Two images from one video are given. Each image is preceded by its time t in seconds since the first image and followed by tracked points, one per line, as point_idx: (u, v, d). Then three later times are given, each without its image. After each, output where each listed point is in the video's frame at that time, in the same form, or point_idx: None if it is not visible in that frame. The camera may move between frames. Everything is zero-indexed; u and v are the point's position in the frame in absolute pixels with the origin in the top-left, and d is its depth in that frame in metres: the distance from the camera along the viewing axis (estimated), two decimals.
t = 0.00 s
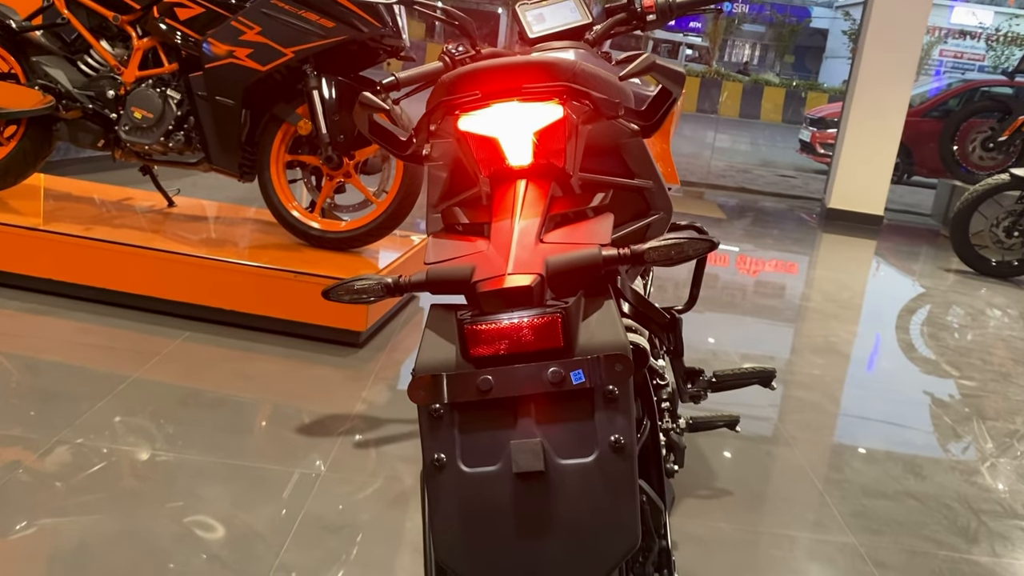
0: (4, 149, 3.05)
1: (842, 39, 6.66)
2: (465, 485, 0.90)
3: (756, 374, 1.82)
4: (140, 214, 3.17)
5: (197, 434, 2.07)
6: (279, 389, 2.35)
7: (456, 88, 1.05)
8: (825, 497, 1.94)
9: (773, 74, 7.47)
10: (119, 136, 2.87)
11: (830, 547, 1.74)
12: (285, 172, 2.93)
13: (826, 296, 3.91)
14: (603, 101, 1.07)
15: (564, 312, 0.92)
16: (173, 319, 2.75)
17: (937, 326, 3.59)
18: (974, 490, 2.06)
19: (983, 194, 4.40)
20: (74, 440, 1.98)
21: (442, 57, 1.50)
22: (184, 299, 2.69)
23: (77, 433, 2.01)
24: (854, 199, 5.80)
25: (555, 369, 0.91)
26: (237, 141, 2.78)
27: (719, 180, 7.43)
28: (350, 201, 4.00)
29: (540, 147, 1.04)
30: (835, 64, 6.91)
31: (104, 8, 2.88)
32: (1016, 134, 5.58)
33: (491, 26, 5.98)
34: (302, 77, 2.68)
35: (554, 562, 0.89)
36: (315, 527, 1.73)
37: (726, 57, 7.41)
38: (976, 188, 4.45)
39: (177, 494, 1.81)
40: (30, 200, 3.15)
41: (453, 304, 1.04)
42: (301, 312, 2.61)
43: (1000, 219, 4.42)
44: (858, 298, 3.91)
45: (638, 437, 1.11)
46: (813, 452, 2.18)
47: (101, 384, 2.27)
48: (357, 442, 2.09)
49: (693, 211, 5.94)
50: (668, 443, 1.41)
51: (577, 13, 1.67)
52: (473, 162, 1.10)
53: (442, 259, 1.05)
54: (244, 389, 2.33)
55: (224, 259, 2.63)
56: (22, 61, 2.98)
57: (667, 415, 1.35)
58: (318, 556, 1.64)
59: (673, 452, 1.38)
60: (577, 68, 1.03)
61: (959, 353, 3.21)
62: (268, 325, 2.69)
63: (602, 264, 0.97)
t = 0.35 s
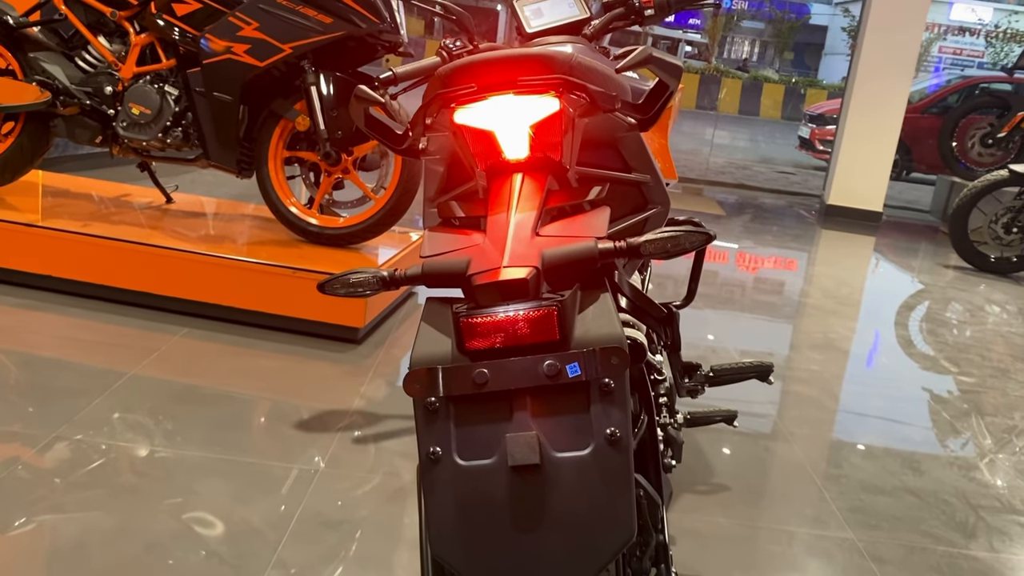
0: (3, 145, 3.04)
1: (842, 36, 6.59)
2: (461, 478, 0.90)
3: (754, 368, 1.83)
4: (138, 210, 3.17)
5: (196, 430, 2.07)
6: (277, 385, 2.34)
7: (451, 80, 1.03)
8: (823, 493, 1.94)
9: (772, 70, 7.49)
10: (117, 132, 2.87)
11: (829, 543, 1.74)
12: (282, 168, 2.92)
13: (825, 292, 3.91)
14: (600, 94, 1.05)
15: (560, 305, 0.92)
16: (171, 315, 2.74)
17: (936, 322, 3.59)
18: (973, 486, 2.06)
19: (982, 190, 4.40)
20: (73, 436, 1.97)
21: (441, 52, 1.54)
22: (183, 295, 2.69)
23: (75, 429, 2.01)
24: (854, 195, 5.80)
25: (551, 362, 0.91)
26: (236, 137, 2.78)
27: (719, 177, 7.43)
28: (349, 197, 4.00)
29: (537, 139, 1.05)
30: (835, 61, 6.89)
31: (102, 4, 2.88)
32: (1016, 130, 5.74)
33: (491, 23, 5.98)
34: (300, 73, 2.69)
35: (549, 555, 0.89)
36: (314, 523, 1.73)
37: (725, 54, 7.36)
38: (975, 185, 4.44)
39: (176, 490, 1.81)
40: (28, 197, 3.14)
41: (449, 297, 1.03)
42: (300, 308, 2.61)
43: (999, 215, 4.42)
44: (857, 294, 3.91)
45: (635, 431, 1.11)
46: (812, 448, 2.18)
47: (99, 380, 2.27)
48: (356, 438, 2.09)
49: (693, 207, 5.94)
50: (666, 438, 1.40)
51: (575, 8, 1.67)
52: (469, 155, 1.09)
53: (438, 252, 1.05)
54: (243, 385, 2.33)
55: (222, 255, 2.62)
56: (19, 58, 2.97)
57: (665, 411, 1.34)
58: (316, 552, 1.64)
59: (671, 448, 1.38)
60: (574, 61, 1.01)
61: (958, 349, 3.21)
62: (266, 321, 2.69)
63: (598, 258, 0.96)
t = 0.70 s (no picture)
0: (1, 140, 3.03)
1: (842, 31, 6.56)
2: (461, 472, 0.89)
3: (756, 363, 1.80)
4: (137, 206, 3.16)
5: (196, 426, 2.06)
6: (277, 380, 2.34)
7: (452, 70, 1.02)
8: (824, 488, 1.94)
9: (772, 66, 7.47)
10: (116, 128, 2.86)
11: (830, 538, 1.73)
12: (282, 163, 2.91)
13: (825, 287, 3.91)
14: (601, 85, 1.05)
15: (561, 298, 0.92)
16: (171, 311, 2.74)
17: (936, 317, 3.59)
18: (974, 481, 2.06)
19: (983, 185, 4.39)
20: (72, 432, 1.97)
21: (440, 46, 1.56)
22: (183, 291, 2.68)
23: (74, 425, 2.00)
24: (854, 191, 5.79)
25: (552, 356, 0.90)
26: (234, 133, 2.77)
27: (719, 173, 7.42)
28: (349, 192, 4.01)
29: (538, 132, 1.04)
30: (835, 57, 6.86)
31: None
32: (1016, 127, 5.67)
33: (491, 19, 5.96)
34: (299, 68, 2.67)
35: (550, 551, 0.88)
36: (314, 519, 1.73)
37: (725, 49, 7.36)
38: (975, 180, 4.44)
39: (176, 486, 1.81)
40: (27, 192, 3.13)
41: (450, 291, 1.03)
42: (300, 304, 2.60)
43: (1000, 210, 4.41)
44: (857, 289, 3.91)
45: (637, 427, 1.10)
46: (813, 443, 2.18)
47: (99, 376, 2.26)
48: (355, 434, 2.09)
49: (693, 203, 5.94)
50: (667, 433, 1.39)
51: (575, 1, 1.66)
52: (469, 148, 1.09)
53: (439, 244, 1.04)
54: (242, 381, 2.32)
55: (221, 251, 2.62)
56: (17, 52, 2.96)
57: (666, 405, 1.33)
58: (316, 548, 1.63)
59: (674, 443, 1.36)
60: (575, 52, 1.01)
61: (959, 344, 3.21)
62: (266, 317, 2.68)
63: (600, 250, 0.95)
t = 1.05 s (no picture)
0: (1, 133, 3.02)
1: (844, 26, 6.56)
2: (465, 458, 0.89)
3: (761, 352, 1.83)
4: (138, 198, 3.15)
5: (197, 418, 2.06)
6: (279, 373, 2.33)
7: (456, 54, 1.02)
8: (827, 480, 1.93)
9: (774, 61, 7.42)
10: (116, 120, 2.85)
11: (834, 531, 1.73)
12: (283, 156, 2.90)
13: (828, 281, 3.90)
14: (607, 69, 1.05)
15: (566, 283, 0.90)
16: (172, 304, 2.73)
17: (939, 310, 3.58)
18: (978, 473, 2.05)
19: (986, 179, 4.37)
20: (73, 425, 1.96)
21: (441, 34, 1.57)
22: (183, 284, 2.67)
23: (75, 417, 2.00)
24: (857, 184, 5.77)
25: (557, 341, 0.89)
26: (235, 124, 2.76)
27: (721, 167, 7.41)
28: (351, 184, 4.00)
29: (542, 117, 1.02)
30: (837, 51, 6.88)
31: None
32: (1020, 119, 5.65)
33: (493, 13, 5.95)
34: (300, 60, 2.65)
35: (554, 537, 0.87)
36: (315, 511, 1.72)
37: (726, 44, 7.35)
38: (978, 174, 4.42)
39: (177, 478, 1.81)
40: (28, 185, 3.12)
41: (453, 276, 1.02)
42: (301, 297, 2.60)
43: (1004, 203, 4.40)
44: (860, 282, 3.90)
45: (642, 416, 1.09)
46: (815, 435, 2.17)
47: (100, 369, 2.26)
48: (357, 426, 2.08)
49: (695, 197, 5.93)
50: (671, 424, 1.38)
51: None
52: (472, 134, 1.07)
53: (442, 230, 1.03)
54: (244, 373, 2.31)
55: (222, 243, 2.61)
56: (17, 45, 2.95)
57: (670, 395, 1.32)
58: (318, 540, 1.63)
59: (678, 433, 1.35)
60: (579, 35, 1.01)
61: (962, 337, 3.20)
62: (268, 310, 2.67)
63: (606, 235, 0.94)
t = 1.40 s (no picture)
0: (3, 124, 3.03)
1: (848, 18, 6.43)
2: (461, 438, 0.88)
3: (758, 337, 1.81)
4: (140, 189, 3.16)
5: (200, 408, 2.07)
6: (281, 363, 2.34)
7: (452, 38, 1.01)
8: (826, 469, 1.94)
9: (778, 53, 7.40)
10: (118, 111, 2.85)
11: (833, 519, 1.73)
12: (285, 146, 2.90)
13: (830, 272, 3.90)
14: (603, 54, 1.05)
15: (560, 265, 0.90)
16: (174, 294, 2.74)
17: (941, 302, 3.58)
18: (978, 463, 2.06)
19: (989, 170, 4.36)
20: (76, 415, 1.97)
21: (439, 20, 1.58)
22: (185, 274, 2.69)
23: (78, 406, 2.01)
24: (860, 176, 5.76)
25: (551, 322, 0.89)
26: (237, 115, 2.76)
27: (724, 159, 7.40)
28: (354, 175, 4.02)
29: (539, 101, 1.02)
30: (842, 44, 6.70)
31: None
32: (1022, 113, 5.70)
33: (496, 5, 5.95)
34: (302, 50, 2.64)
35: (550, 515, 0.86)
36: (316, 498, 1.74)
37: (731, 36, 7.36)
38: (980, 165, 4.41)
39: (179, 467, 1.82)
40: (31, 176, 3.14)
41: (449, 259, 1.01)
42: (303, 287, 2.61)
43: (1006, 195, 4.40)
44: (862, 274, 3.91)
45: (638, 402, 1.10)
46: (815, 425, 2.18)
47: (103, 359, 2.27)
48: (359, 414, 2.10)
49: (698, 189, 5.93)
50: (669, 411, 1.38)
51: None
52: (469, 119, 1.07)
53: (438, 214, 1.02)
54: (246, 363, 2.32)
55: (225, 234, 2.62)
56: (19, 35, 2.95)
57: (668, 382, 1.33)
58: (319, 527, 1.64)
59: (675, 420, 1.36)
60: (577, 20, 1.00)
61: (964, 328, 3.20)
62: (270, 300, 2.69)
63: (601, 218, 0.94)
